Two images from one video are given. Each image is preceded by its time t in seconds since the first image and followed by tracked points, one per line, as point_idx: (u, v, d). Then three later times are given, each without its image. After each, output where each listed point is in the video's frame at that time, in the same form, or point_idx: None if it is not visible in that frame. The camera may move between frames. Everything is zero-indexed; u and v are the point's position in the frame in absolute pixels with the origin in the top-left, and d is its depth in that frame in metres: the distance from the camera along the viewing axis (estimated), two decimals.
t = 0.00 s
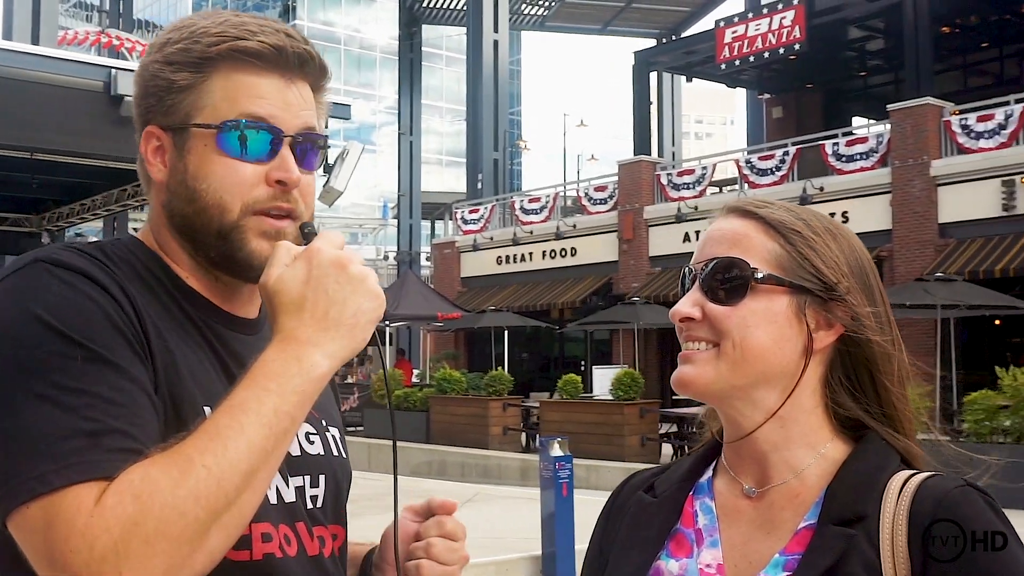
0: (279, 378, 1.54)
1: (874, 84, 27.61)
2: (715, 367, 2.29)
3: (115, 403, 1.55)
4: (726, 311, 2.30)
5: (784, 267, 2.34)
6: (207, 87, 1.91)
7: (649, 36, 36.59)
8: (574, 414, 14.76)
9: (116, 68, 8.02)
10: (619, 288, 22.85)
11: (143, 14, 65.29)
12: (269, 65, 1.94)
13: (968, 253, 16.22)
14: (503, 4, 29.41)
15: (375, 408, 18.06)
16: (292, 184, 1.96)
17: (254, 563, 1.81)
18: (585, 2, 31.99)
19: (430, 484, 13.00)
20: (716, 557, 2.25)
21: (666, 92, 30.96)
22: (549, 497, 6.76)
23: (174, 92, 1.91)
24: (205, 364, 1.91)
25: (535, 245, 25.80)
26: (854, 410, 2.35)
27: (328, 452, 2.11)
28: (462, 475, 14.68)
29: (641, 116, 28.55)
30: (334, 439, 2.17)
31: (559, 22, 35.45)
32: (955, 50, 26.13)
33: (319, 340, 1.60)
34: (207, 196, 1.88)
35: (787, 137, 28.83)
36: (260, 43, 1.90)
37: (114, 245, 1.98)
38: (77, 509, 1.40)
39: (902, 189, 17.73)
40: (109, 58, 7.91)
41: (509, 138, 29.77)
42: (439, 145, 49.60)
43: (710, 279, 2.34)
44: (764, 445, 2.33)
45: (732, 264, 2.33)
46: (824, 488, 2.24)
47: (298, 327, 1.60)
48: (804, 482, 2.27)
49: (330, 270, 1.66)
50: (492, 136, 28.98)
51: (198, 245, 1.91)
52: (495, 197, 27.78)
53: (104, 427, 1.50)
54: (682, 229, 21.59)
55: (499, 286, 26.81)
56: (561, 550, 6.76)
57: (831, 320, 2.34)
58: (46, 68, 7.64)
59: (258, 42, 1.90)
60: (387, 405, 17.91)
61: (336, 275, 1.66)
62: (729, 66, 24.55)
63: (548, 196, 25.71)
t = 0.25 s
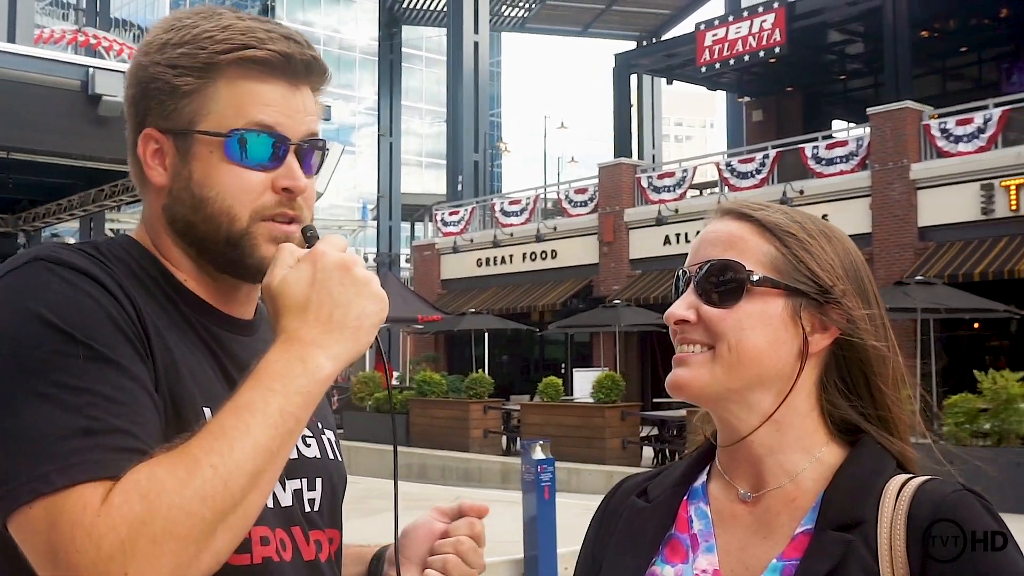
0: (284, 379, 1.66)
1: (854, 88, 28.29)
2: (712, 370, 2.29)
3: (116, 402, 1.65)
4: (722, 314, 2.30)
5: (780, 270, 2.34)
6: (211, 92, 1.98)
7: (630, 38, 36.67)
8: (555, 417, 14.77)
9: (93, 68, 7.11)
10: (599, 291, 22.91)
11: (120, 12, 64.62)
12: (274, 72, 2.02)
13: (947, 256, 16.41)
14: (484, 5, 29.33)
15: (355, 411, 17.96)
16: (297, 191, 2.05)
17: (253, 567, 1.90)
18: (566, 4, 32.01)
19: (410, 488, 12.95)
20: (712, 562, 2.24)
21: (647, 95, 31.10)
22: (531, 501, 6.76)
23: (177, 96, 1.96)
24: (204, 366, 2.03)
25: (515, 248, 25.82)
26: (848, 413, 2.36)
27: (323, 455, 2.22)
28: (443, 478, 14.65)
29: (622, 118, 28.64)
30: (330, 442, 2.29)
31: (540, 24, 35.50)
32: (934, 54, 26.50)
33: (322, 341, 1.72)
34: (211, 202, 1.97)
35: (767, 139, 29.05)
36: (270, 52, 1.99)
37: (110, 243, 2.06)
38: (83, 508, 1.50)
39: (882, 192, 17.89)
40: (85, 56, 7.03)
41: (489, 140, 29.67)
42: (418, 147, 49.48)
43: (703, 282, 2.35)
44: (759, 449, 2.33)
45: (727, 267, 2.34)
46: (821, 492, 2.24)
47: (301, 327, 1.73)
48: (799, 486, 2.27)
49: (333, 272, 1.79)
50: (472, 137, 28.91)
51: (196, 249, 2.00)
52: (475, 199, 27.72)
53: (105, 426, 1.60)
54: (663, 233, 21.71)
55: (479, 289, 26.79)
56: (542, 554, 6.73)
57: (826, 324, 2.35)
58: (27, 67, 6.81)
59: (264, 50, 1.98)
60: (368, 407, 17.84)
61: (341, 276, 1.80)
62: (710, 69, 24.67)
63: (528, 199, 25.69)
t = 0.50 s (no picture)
0: (282, 380, 1.66)
1: (838, 92, 28.72)
2: (706, 371, 2.29)
3: (111, 404, 1.64)
4: (716, 314, 2.30)
5: (775, 269, 2.35)
6: (199, 84, 1.98)
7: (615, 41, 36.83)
8: (540, 420, 14.79)
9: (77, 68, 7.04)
10: (585, 293, 22.95)
11: (105, 14, 64.25)
12: (264, 65, 2.02)
13: (932, 259, 16.57)
14: (469, 8, 29.40)
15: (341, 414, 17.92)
16: (286, 185, 2.03)
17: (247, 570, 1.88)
18: (551, 6, 32.13)
19: (395, 490, 12.93)
20: (708, 565, 2.25)
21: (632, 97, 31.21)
22: (518, 503, 6.74)
23: (165, 90, 1.96)
24: (198, 368, 2.02)
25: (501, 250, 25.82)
26: (844, 413, 2.37)
27: (317, 456, 2.22)
28: (428, 481, 14.65)
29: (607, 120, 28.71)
30: (323, 443, 2.28)
31: (525, 27, 35.53)
32: (917, 58, 26.78)
33: (319, 341, 1.73)
34: (200, 200, 1.95)
35: (752, 142, 29.21)
36: (256, 42, 1.98)
37: (100, 244, 2.05)
38: (76, 513, 1.48)
39: (866, 195, 18.04)
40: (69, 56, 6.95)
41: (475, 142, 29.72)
42: (403, 149, 49.42)
43: (698, 282, 2.34)
44: (756, 451, 2.33)
45: (722, 267, 2.33)
46: (817, 493, 2.25)
47: (298, 327, 1.74)
48: (796, 488, 2.27)
49: (331, 271, 1.81)
50: (458, 139, 28.95)
51: (193, 249, 1.98)
52: (461, 202, 27.73)
53: (103, 428, 1.59)
54: (648, 235, 21.78)
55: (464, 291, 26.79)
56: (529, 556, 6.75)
57: (822, 323, 2.36)
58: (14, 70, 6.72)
59: (252, 40, 1.98)
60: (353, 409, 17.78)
61: (338, 277, 1.81)
62: (695, 71, 24.80)
63: (514, 201, 25.70)
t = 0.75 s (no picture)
0: (289, 387, 1.66)
1: (828, 93, 28.80)
2: (702, 371, 2.30)
3: (107, 405, 1.63)
4: (712, 313, 2.32)
5: (771, 267, 2.36)
6: (237, 91, 1.99)
7: (605, 42, 36.89)
8: (532, 421, 14.81)
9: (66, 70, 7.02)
10: (575, 294, 22.96)
11: (93, 16, 64.00)
12: (300, 79, 2.06)
13: (922, 260, 16.67)
14: (458, 9, 29.40)
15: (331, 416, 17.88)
16: (309, 201, 2.06)
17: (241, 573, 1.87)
18: (541, 7, 32.17)
19: (386, 492, 12.92)
20: (706, 565, 2.26)
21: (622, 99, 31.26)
22: (510, 504, 6.74)
23: (200, 91, 1.95)
24: (192, 370, 2.00)
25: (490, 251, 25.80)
26: (843, 412, 2.38)
27: (312, 456, 2.20)
28: (419, 482, 14.64)
29: (597, 122, 28.74)
30: (316, 443, 2.26)
31: (515, 28, 35.54)
32: (906, 59, 26.92)
33: (325, 348, 1.73)
34: (232, 205, 1.97)
35: (741, 143, 29.29)
36: (304, 59, 2.03)
37: (92, 242, 2.03)
38: (81, 516, 1.48)
39: (856, 197, 18.12)
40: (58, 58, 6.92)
41: (464, 144, 29.70)
42: (393, 150, 49.35)
43: (693, 280, 2.36)
44: (753, 450, 2.34)
45: (718, 265, 2.34)
46: (815, 493, 2.26)
47: (306, 336, 1.74)
48: (793, 488, 2.29)
49: (343, 283, 1.81)
50: (447, 140, 28.92)
51: (210, 251, 1.99)
52: (451, 203, 27.71)
53: (104, 430, 1.59)
54: (638, 236, 21.82)
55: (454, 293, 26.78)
56: (522, 557, 6.77)
57: (819, 322, 2.36)
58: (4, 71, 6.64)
59: (300, 57, 2.02)
60: (344, 411, 17.75)
61: (349, 287, 1.81)
62: (685, 73, 24.86)
63: (504, 202, 25.69)
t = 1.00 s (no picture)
0: (290, 383, 1.67)
1: (823, 93, 28.81)
2: (701, 368, 2.31)
3: (104, 400, 1.63)
4: (711, 310, 2.32)
5: (769, 264, 2.36)
6: (243, 89, 1.99)
7: (600, 42, 36.94)
8: (528, 421, 14.82)
9: (60, 70, 7.00)
10: (571, 294, 22.97)
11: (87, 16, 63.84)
12: (305, 80, 2.06)
13: (917, 260, 16.70)
14: (453, 10, 29.40)
15: (326, 417, 17.86)
16: (312, 200, 2.07)
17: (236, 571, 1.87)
18: (536, 7, 32.19)
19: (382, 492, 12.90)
20: (704, 564, 2.26)
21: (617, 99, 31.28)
22: (506, 504, 6.75)
23: (206, 87, 1.95)
24: (188, 367, 2.00)
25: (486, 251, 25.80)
26: (843, 410, 2.38)
27: (308, 456, 2.20)
28: (416, 483, 14.63)
29: (592, 122, 28.77)
30: (313, 442, 2.26)
31: (509, 28, 35.55)
32: (901, 59, 26.98)
33: (325, 346, 1.74)
34: (237, 202, 1.97)
35: (736, 143, 29.33)
36: (310, 57, 2.03)
37: (88, 239, 2.02)
38: (80, 511, 1.48)
39: (851, 197, 18.15)
40: (52, 59, 6.91)
41: (459, 144, 29.71)
42: (388, 151, 49.36)
43: (692, 277, 2.36)
44: (753, 448, 2.34)
45: (716, 261, 2.35)
46: (815, 491, 2.26)
47: (307, 333, 1.75)
48: (793, 486, 2.29)
49: (343, 281, 1.82)
50: (442, 141, 28.92)
51: (211, 251, 1.99)
52: (446, 203, 27.72)
53: (99, 426, 1.59)
54: (633, 236, 21.83)
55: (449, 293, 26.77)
56: (518, 558, 6.79)
57: (818, 319, 2.37)
58: None
59: (307, 57, 2.03)
60: (340, 411, 17.74)
61: (350, 285, 1.82)
62: (680, 73, 24.89)
63: (499, 202, 25.68)
